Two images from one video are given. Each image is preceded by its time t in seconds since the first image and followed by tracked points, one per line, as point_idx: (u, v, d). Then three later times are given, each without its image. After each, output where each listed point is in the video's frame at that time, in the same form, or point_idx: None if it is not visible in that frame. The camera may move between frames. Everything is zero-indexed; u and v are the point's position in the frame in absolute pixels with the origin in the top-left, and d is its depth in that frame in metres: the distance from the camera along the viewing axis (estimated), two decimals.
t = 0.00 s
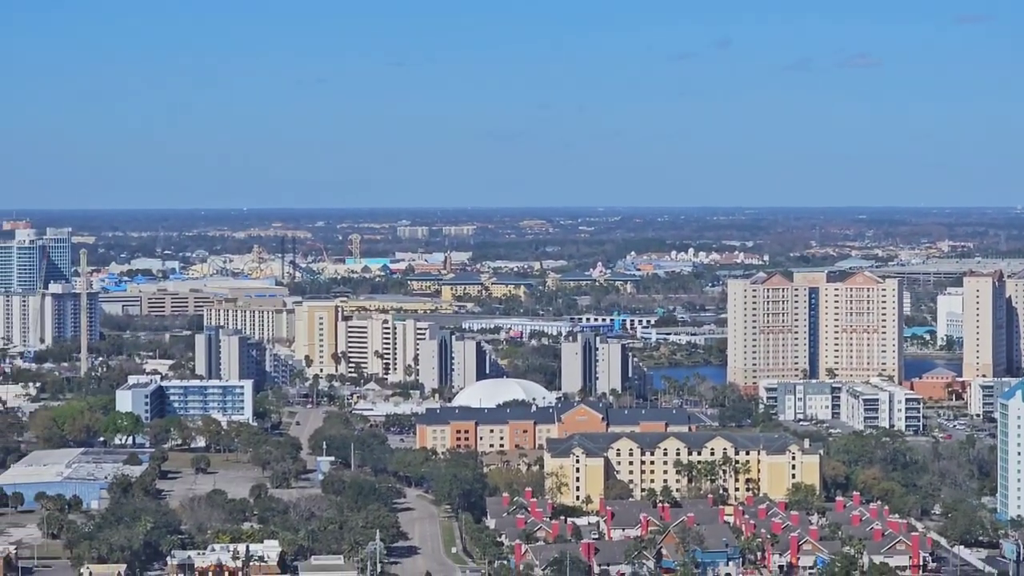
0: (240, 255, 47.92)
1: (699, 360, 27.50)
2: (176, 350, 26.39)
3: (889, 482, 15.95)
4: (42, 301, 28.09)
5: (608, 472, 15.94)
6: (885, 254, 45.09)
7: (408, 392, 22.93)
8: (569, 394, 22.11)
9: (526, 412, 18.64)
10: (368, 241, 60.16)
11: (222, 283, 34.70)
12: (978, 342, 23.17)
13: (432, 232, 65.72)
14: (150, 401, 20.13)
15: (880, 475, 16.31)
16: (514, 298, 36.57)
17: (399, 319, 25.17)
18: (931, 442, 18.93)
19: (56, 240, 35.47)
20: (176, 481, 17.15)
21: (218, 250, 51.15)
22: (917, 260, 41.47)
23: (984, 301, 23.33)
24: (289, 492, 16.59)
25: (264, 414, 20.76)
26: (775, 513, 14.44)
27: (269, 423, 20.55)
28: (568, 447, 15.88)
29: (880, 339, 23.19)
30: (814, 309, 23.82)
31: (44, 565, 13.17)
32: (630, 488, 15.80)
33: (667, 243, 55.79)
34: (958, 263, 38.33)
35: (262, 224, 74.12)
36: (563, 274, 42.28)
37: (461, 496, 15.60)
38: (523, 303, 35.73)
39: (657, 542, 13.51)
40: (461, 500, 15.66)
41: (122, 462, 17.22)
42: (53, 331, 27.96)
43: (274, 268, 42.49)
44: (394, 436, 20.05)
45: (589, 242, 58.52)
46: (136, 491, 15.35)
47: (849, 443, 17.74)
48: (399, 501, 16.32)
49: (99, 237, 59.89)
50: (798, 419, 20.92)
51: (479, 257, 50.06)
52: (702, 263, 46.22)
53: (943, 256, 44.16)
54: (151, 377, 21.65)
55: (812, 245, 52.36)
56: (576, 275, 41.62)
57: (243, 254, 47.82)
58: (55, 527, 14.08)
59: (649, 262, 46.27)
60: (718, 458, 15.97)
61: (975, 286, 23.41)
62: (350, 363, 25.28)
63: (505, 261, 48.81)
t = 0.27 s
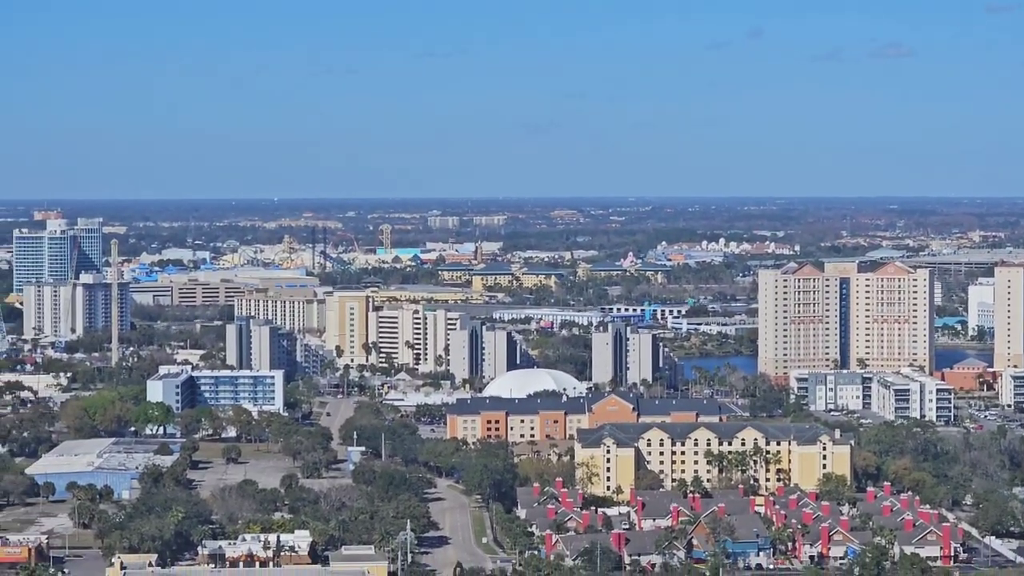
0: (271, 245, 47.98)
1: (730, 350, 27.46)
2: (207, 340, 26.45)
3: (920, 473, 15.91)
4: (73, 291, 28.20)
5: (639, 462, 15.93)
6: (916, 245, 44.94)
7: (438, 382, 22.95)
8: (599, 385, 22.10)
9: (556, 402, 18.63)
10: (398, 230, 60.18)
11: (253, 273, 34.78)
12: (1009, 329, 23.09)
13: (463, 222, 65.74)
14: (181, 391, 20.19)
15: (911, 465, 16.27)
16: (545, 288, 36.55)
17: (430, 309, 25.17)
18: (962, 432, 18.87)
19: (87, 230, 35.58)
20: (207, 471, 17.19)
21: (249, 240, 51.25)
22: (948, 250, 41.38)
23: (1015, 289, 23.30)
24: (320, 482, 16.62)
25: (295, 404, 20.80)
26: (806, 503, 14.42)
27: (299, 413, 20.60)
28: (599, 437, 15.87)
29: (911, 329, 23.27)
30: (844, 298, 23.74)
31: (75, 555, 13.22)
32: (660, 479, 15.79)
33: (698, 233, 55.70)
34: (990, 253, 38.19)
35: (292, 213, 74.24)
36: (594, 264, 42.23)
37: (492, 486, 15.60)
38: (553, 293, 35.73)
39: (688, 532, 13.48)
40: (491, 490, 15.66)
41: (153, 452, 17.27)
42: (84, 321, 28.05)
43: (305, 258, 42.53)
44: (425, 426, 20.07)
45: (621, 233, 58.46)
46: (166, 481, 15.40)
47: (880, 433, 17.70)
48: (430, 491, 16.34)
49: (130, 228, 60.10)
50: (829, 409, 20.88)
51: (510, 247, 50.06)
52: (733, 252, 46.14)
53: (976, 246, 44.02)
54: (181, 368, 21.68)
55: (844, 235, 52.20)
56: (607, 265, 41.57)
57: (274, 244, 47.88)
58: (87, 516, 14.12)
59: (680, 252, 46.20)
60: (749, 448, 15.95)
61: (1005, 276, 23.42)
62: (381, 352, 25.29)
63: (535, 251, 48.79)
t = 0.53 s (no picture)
0: (289, 236, 48.04)
1: (747, 341, 27.45)
2: (224, 332, 26.49)
3: (937, 465, 15.89)
4: (91, 283, 28.26)
5: (656, 454, 15.92)
6: (934, 237, 44.87)
7: (456, 374, 22.97)
8: (616, 376, 22.12)
9: (574, 393, 18.64)
10: (415, 222, 60.21)
11: (270, 265, 34.82)
12: None
13: (480, 213, 65.76)
14: (198, 383, 20.22)
15: (928, 457, 16.25)
16: (562, 279, 36.55)
17: (448, 301, 25.18)
18: (980, 424, 18.85)
19: (104, 222, 35.65)
20: (225, 463, 17.23)
21: (266, 232, 51.33)
22: (965, 242, 41.32)
23: None
24: (338, 474, 16.65)
25: (312, 396, 20.78)
26: (823, 495, 14.41)
27: (317, 405, 20.59)
28: (616, 429, 15.87)
29: (928, 321, 23.15)
30: (862, 290, 23.71)
31: (92, 547, 13.25)
32: (678, 470, 15.78)
33: (716, 224, 55.67)
34: (1007, 245, 38.13)
35: (309, 205, 74.34)
36: (611, 256, 42.24)
37: (509, 477, 15.60)
38: (570, 284, 35.72)
39: (705, 524, 13.48)
40: (509, 482, 15.67)
41: (170, 444, 17.30)
42: (102, 312, 28.11)
43: (322, 250, 42.57)
44: (442, 418, 20.09)
45: (638, 224, 58.42)
46: (183, 472, 15.43)
47: (897, 425, 17.68)
48: (447, 482, 16.36)
49: (147, 220, 60.24)
50: (846, 401, 20.86)
51: (527, 238, 50.07)
52: (750, 244, 46.11)
53: (993, 238, 43.94)
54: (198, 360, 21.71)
55: (861, 226, 52.16)
56: (624, 256, 41.57)
57: (291, 236, 47.94)
58: (104, 508, 14.15)
59: (697, 244, 46.18)
60: (766, 440, 15.93)
61: None
62: (398, 344, 25.30)
63: (552, 242, 48.82)
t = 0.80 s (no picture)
0: (307, 230, 48.06)
1: (766, 335, 27.42)
2: (242, 326, 26.53)
3: (956, 459, 15.87)
4: (109, 276, 28.31)
5: (675, 447, 15.91)
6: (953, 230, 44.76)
7: (474, 368, 22.97)
8: (634, 370, 22.11)
9: (592, 387, 18.63)
10: (433, 216, 60.24)
11: (289, 259, 34.86)
12: None
13: (498, 207, 65.72)
14: (216, 376, 20.25)
15: (946, 451, 16.22)
16: (581, 273, 36.53)
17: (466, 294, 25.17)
18: (999, 418, 18.81)
19: (123, 215, 35.72)
20: (243, 456, 17.26)
21: (285, 225, 51.38)
22: (984, 236, 41.19)
23: None
24: (356, 467, 16.66)
25: (330, 389, 20.82)
26: (841, 488, 14.39)
27: (335, 398, 20.63)
28: (634, 422, 15.87)
29: (946, 314, 23.18)
30: (879, 284, 23.64)
31: (111, 540, 13.28)
32: (696, 464, 15.76)
33: (734, 218, 55.59)
34: None
35: (328, 199, 74.44)
36: (630, 249, 42.20)
37: (527, 471, 15.60)
38: (588, 277, 35.73)
39: (723, 518, 13.47)
40: (527, 476, 15.67)
41: (188, 437, 17.33)
42: (120, 306, 28.17)
43: (340, 243, 42.58)
44: (460, 411, 20.09)
45: (656, 217, 58.35)
46: (202, 466, 15.45)
47: (916, 418, 17.65)
48: (465, 476, 16.36)
49: (166, 212, 60.32)
50: (864, 395, 20.84)
51: (545, 232, 50.06)
52: (768, 238, 46.03)
53: (1012, 232, 43.80)
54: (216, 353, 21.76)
55: (880, 220, 52.05)
56: (642, 250, 41.53)
57: (309, 230, 47.97)
58: (122, 502, 14.17)
59: (716, 237, 46.12)
60: (785, 433, 15.91)
61: None
62: (416, 338, 25.30)
63: (571, 236, 48.80)
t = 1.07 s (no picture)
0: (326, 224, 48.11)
1: (785, 330, 27.40)
2: (261, 320, 26.56)
3: (975, 453, 15.85)
4: (128, 271, 28.31)
5: (693, 442, 15.90)
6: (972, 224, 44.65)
7: (493, 362, 22.99)
8: (653, 364, 22.11)
9: (611, 381, 18.63)
10: (452, 210, 60.25)
11: (308, 253, 34.91)
12: None
13: (517, 201, 65.73)
14: (236, 371, 20.28)
15: (966, 446, 16.20)
16: (600, 267, 36.52)
17: (485, 289, 25.13)
18: (1019, 412, 18.78)
19: (142, 209, 35.77)
20: (262, 451, 17.29)
21: (304, 220, 51.40)
22: (1004, 230, 41.11)
23: None
24: (375, 462, 16.68)
25: (349, 383, 20.82)
26: (860, 483, 14.37)
27: (354, 393, 20.64)
28: (653, 417, 15.86)
29: (966, 309, 23.13)
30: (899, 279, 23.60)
31: (130, 534, 13.31)
32: (715, 459, 15.75)
33: (753, 213, 55.53)
34: None
35: (347, 192, 74.58)
36: (649, 244, 42.18)
37: (546, 466, 15.61)
38: (607, 272, 35.71)
39: (742, 512, 13.46)
40: (546, 471, 15.67)
41: (208, 432, 17.36)
42: (139, 301, 28.15)
43: (360, 238, 42.61)
44: (479, 406, 20.11)
45: (676, 212, 58.30)
46: (221, 460, 15.47)
47: (935, 413, 17.62)
48: (484, 471, 16.38)
49: (185, 206, 60.37)
50: (883, 389, 20.82)
51: (564, 226, 50.04)
52: (787, 232, 45.99)
53: None
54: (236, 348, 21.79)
55: (899, 214, 51.96)
56: (661, 245, 41.50)
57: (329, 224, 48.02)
58: (142, 496, 14.20)
59: (735, 232, 46.09)
60: (804, 428, 15.90)
61: None
62: (435, 333, 25.23)
63: (590, 230, 48.78)
